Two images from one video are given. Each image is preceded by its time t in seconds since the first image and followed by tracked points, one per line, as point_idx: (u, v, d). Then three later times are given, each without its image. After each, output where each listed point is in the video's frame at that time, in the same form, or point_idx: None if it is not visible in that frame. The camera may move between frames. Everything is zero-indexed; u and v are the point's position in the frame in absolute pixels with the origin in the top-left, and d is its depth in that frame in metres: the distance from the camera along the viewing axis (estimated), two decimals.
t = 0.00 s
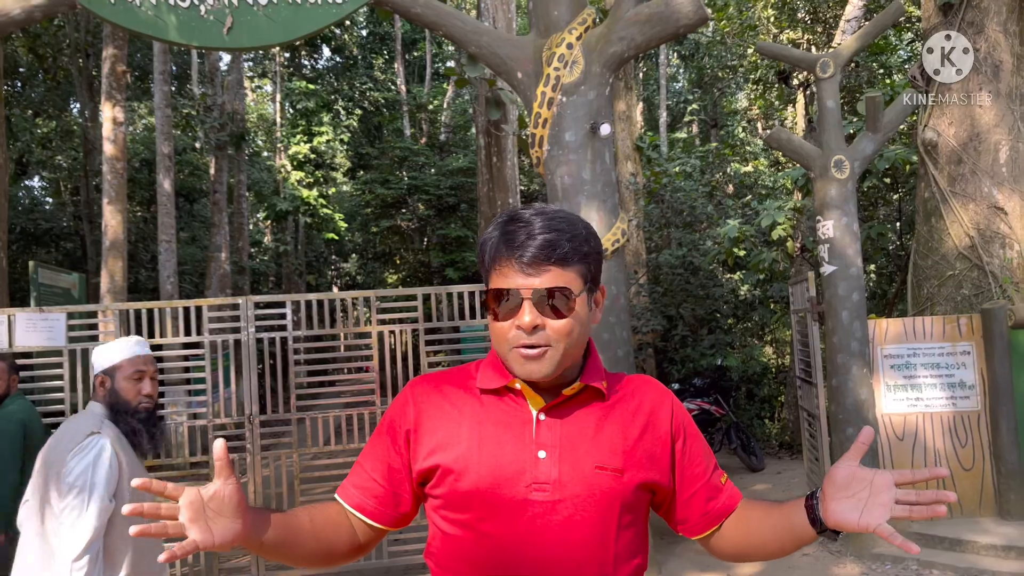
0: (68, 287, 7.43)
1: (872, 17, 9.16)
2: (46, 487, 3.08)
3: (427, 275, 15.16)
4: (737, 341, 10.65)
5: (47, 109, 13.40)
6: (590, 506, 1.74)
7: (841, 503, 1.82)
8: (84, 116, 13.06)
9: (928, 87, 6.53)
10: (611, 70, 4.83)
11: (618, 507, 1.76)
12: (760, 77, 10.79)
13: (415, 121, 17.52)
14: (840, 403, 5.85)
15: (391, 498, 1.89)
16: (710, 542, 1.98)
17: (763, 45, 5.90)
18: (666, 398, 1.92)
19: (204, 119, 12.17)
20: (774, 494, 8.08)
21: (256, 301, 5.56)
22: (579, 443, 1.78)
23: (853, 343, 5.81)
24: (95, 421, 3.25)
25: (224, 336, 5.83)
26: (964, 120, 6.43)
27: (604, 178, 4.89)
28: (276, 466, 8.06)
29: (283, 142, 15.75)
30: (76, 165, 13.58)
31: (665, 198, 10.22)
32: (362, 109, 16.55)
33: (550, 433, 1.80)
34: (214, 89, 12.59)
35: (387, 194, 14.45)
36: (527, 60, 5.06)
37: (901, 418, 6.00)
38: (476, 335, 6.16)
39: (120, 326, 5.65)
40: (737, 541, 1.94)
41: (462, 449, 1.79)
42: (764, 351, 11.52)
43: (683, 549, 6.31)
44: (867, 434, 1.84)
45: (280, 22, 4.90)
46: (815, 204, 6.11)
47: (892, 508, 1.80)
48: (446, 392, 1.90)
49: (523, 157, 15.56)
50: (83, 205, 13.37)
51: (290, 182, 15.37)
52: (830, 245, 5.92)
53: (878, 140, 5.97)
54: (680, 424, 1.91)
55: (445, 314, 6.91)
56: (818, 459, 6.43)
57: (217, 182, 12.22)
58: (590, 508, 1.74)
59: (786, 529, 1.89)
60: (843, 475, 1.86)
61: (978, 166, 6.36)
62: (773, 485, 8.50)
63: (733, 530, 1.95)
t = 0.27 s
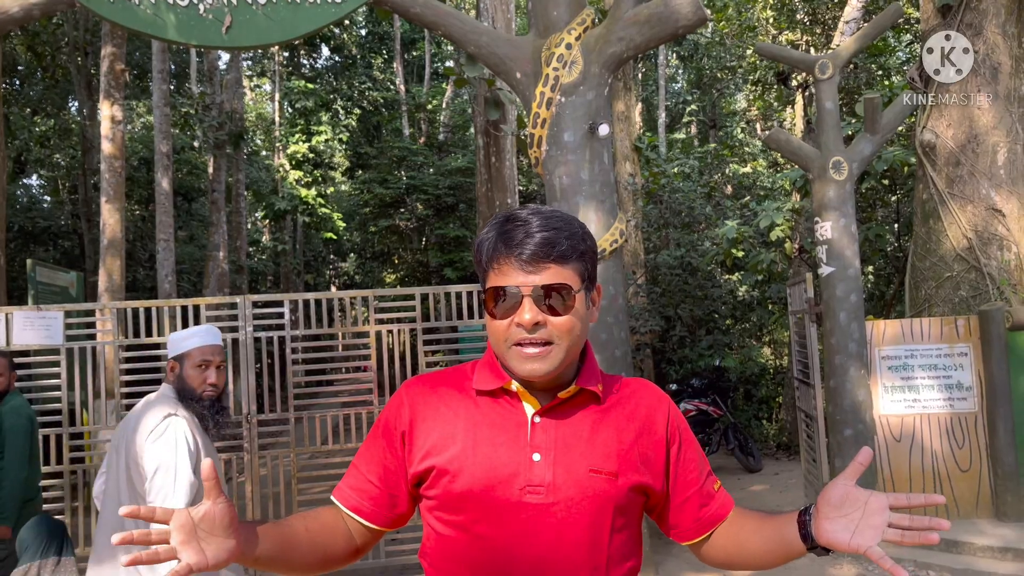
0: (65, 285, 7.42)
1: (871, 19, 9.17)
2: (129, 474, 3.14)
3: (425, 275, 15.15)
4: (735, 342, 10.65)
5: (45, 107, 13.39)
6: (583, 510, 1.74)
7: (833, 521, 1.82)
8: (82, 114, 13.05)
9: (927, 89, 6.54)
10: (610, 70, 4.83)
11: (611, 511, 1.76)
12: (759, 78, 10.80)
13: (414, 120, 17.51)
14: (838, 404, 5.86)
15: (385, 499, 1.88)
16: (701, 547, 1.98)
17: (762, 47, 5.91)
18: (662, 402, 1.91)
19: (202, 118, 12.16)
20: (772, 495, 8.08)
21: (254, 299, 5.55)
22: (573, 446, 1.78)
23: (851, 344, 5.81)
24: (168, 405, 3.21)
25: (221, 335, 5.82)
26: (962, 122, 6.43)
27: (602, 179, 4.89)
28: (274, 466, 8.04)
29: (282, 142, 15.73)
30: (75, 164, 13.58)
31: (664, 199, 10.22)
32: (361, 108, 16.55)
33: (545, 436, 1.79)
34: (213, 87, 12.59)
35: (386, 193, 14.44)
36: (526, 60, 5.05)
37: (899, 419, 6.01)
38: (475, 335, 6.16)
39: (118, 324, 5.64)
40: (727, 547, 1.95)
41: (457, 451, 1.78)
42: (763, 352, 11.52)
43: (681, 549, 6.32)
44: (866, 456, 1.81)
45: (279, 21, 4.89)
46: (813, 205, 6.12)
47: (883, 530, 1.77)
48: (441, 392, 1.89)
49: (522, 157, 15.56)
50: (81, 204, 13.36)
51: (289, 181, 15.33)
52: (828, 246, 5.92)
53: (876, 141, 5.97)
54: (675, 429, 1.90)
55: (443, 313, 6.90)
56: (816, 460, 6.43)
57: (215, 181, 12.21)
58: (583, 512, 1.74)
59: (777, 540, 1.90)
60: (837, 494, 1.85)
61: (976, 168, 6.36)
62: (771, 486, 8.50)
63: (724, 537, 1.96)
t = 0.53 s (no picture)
0: (68, 283, 7.43)
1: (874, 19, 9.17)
2: (187, 465, 3.11)
3: (427, 274, 15.16)
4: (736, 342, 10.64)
5: (49, 105, 13.42)
6: (580, 511, 1.73)
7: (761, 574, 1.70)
8: (86, 113, 13.08)
9: (930, 90, 6.48)
10: (613, 70, 4.83)
11: (608, 513, 1.74)
12: (761, 79, 10.79)
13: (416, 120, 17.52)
14: (839, 405, 5.86)
15: (384, 500, 1.84)
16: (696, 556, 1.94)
17: (765, 47, 5.91)
18: (661, 404, 1.90)
19: (205, 117, 12.17)
20: (773, 496, 8.07)
21: (256, 298, 5.55)
22: (569, 446, 1.77)
23: (853, 345, 5.81)
24: (229, 397, 3.21)
25: (224, 333, 5.83)
26: (965, 123, 6.42)
27: (605, 179, 4.89)
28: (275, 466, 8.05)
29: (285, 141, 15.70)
30: (78, 162, 13.62)
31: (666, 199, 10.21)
32: (364, 108, 16.57)
33: (541, 436, 1.78)
34: (216, 86, 12.61)
35: (388, 193, 14.44)
36: (528, 60, 5.05)
37: (900, 420, 6.00)
38: (476, 335, 6.16)
39: (120, 322, 5.65)
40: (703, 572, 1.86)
41: (454, 450, 1.77)
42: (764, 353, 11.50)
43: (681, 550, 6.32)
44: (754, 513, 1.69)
45: (282, 20, 4.90)
46: (815, 206, 6.11)
47: None
48: (438, 389, 1.88)
49: (524, 157, 15.56)
50: (84, 202, 13.40)
51: (291, 180, 15.31)
52: (830, 247, 5.92)
53: (879, 142, 5.96)
54: (672, 431, 1.89)
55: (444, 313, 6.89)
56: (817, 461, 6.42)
57: (217, 180, 12.22)
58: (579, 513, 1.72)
59: None
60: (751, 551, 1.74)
61: (979, 169, 6.35)
62: (772, 486, 8.49)
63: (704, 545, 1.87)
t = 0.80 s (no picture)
0: (76, 282, 7.47)
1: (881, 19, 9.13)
2: (269, 449, 3.31)
3: (433, 274, 15.19)
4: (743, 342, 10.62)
5: (57, 104, 13.51)
6: (563, 505, 1.69)
7: None
8: (94, 112, 13.15)
9: (937, 91, 6.52)
10: (619, 70, 4.83)
11: (589, 507, 1.71)
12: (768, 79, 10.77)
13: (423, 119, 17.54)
14: (845, 406, 5.84)
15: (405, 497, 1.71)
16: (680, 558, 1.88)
17: (772, 47, 5.89)
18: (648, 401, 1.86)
19: (212, 116, 12.20)
20: (779, 496, 8.05)
21: (263, 297, 5.57)
22: (555, 439, 1.74)
23: (859, 345, 5.79)
24: (303, 385, 3.43)
25: (231, 332, 5.85)
26: (974, 123, 6.39)
27: (611, 178, 4.88)
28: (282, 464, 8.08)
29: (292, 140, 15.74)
30: (86, 161, 13.70)
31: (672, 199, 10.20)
32: (371, 107, 16.61)
33: (526, 428, 1.76)
34: (223, 86, 12.66)
35: (394, 192, 14.47)
36: (535, 60, 5.05)
37: (907, 421, 5.99)
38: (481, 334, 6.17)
39: (128, 321, 5.67)
40: None
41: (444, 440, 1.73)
42: (771, 353, 11.48)
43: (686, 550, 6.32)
44: None
45: (289, 20, 4.91)
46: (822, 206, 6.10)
47: None
48: (433, 377, 1.84)
49: (530, 156, 15.57)
50: (92, 201, 13.48)
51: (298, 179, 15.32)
52: (837, 247, 5.91)
53: (887, 142, 5.94)
54: (660, 427, 1.84)
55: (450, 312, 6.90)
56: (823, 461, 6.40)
57: (224, 179, 12.28)
58: (562, 507, 1.69)
59: None
60: None
61: (988, 169, 6.32)
62: (778, 487, 8.48)
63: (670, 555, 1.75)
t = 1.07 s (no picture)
0: (90, 280, 7.54)
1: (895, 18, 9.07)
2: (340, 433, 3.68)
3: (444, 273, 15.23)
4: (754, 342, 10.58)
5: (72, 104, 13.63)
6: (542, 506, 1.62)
7: None
8: (108, 111, 13.26)
9: (952, 91, 6.52)
10: (631, 69, 4.82)
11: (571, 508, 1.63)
12: (780, 78, 10.73)
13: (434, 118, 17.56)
14: (858, 406, 5.82)
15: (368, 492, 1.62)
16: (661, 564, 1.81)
17: (784, 45, 5.87)
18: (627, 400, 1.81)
19: (225, 115, 12.26)
20: (790, 496, 8.03)
21: (276, 296, 5.60)
22: (532, 438, 1.68)
23: (872, 346, 5.76)
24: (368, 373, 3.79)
25: (243, 331, 5.88)
26: (988, 122, 6.34)
27: (622, 178, 4.88)
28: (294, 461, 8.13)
29: (303, 139, 15.78)
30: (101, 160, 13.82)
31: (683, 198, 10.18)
32: (382, 106, 16.66)
33: (503, 427, 1.69)
34: (236, 85, 12.72)
35: (406, 191, 14.51)
36: (546, 59, 5.05)
37: (920, 422, 5.96)
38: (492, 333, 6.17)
39: (141, 319, 5.71)
40: (615, 575, 1.57)
41: (419, 438, 1.67)
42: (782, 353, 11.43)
43: (697, 550, 6.32)
44: None
45: (301, 20, 4.94)
46: (834, 206, 6.07)
47: None
48: (405, 375, 1.78)
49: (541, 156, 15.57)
50: (107, 200, 13.59)
51: (309, 178, 15.33)
52: (850, 247, 5.88)
53: (900, 142, 5.90)
54: (637, 425, 1.78)
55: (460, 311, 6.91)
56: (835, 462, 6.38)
57: (237, 178, 12.35)
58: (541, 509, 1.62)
59: None
60: None
61: (1002, 169, 6.27)
62: (789, 487, 8.46)
63: (641, 542, 1.64)
